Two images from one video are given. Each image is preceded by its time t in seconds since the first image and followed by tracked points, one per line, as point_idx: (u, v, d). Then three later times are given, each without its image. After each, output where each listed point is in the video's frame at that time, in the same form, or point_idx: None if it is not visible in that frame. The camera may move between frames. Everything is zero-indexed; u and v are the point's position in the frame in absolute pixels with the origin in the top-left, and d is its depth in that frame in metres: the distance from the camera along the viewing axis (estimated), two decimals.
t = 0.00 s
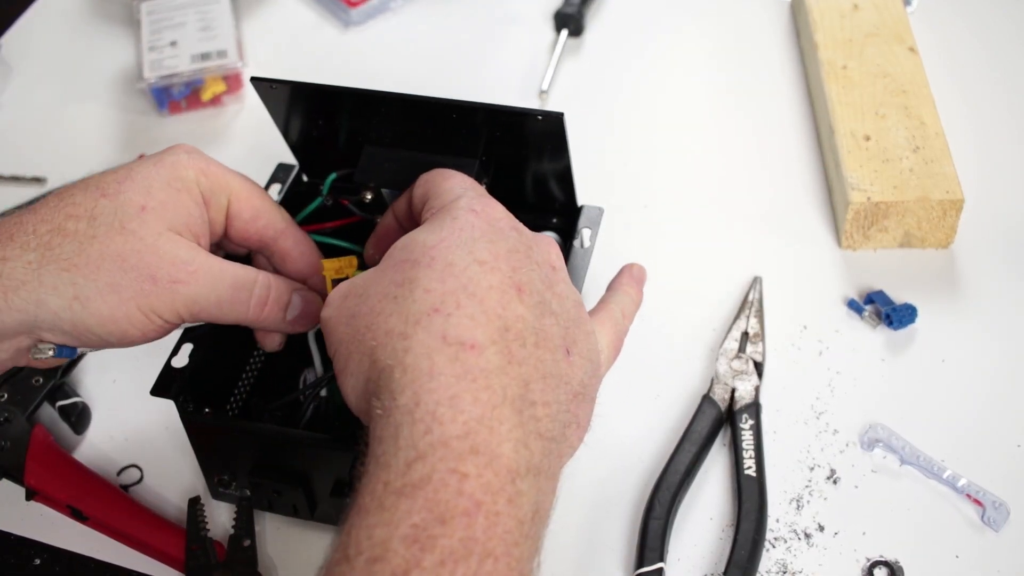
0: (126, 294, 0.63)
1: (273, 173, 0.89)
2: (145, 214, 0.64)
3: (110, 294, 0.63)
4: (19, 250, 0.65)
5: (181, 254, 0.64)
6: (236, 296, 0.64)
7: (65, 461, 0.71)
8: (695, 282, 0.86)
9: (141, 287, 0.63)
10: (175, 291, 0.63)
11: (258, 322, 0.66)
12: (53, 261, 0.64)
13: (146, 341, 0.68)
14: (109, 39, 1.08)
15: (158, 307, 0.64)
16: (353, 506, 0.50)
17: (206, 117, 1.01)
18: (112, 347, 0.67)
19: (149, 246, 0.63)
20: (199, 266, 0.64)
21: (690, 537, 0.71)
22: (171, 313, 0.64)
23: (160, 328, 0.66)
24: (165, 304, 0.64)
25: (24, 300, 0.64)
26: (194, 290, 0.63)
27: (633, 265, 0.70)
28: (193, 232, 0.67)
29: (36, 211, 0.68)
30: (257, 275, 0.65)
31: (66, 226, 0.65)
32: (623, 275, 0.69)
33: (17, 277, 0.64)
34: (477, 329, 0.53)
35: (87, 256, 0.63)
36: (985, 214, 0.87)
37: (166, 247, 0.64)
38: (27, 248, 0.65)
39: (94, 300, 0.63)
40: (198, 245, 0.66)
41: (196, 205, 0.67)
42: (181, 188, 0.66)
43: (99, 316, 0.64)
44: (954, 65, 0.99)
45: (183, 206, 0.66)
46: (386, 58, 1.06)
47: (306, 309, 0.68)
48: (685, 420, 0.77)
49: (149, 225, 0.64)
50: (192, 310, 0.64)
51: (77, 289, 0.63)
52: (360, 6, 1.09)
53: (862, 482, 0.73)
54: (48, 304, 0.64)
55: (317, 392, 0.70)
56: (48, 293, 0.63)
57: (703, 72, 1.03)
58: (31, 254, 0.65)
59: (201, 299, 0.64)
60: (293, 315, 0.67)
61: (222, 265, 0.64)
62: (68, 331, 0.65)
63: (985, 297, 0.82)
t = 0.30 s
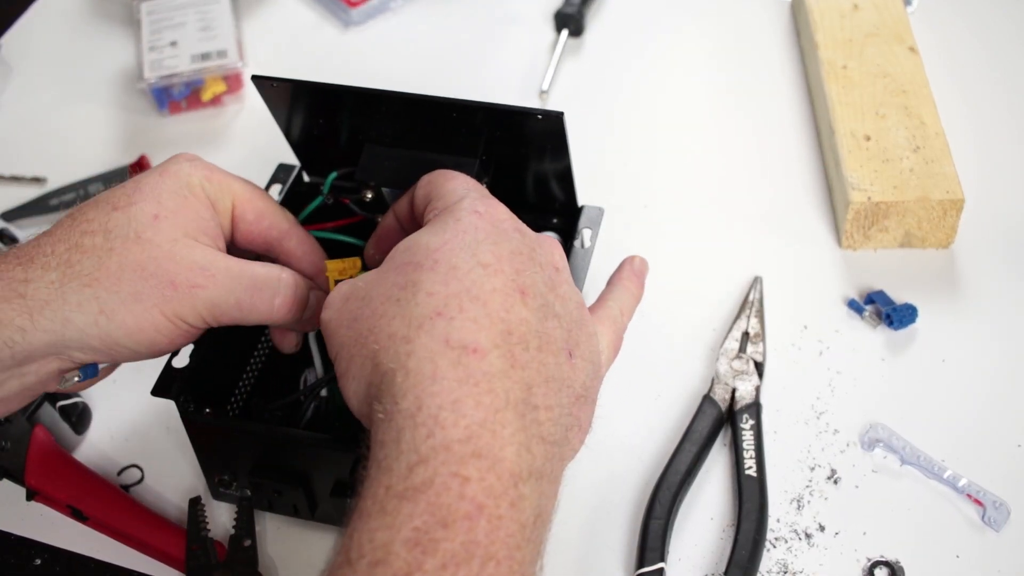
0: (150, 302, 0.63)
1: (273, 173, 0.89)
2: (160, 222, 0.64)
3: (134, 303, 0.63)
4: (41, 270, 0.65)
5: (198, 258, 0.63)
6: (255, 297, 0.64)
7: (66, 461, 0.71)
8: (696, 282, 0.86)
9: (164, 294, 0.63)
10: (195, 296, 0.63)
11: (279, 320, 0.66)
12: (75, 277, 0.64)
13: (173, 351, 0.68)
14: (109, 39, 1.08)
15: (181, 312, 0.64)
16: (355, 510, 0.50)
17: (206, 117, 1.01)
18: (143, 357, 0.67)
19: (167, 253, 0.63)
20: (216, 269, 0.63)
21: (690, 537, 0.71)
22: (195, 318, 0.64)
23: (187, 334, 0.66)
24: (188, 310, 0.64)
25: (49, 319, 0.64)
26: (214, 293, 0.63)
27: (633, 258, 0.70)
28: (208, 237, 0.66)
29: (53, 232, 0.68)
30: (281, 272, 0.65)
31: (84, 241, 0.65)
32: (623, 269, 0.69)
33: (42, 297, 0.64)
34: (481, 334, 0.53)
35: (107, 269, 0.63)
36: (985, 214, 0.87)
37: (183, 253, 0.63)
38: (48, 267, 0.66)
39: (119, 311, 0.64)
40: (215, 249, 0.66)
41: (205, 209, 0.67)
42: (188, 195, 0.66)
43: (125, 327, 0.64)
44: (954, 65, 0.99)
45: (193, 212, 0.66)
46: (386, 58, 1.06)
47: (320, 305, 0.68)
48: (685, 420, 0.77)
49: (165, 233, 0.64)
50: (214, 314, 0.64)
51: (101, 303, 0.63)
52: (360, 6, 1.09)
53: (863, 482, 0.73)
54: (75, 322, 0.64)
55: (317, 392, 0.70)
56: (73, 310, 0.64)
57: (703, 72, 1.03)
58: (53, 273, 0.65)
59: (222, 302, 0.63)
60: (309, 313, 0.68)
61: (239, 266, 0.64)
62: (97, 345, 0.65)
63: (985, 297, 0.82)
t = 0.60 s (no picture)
0: (153, 289, 0.63)
1: (273, 173, 0.89)
2: (161, 212, 0.64)
3: (137, 290, 0.63)
4: (44, 261, 0.65)
5: (200, 246, 0.64)
6: (256, 287, 0.64)
7: (66, 461, 0.71)
8: (696, 281, 0.86)
9: (166, 281, 0.63)
10: (197, 282, 0.63)
11: (282, 312, 0.66)
12: (76, 267, 0.64)
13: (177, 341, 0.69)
14: (109, 39, 1.08)
15: (184, 299, 0.64)
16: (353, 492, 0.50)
17: (206, 117, 1.01)
18: (146, 346, 0.67)
19: (168, 243, 0.63)
20: (217, 258, 0.64)
21: (690, 537, 0.71)
22: (198, 306, 0.64)
23: (190, 322, 0.66)
24: (191, 297, 0.64)
25: (53, 309, 0.64)
26: (217, 279, 0.63)
27: (626, 244, 0.70)
28: (209, 228, 0.66)
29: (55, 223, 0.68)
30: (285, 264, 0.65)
31: (87, 231, 0.65)
32: (618, 257, 0.69)
33: (45, 286, 0.64)
34: (479, 315, 0.53)
35: (108, 258, 0.63)
36: (985, 214, 0.87)
37: (184, 242, 0.64)
38: (51, 258, 0.65)
39: (122, 298, 0.64)
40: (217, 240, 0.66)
41: (206, 202, 0.67)
42: (189, 188, 0.66)
43: (128, 315, 0.64)
44: (954, 65, 0.99)
45: (195, 204, 0.66)
46: (386, 58, 1.06)
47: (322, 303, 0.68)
48: (685, 420, 0.77)
49: (166, 222, 0.64)
50: (217, 302, 0.64)
51: (104, 291, 0.64)
52: (360, 6, 1.09)
53: (863, 482, 0.73)
54: (78, 311, 0.64)
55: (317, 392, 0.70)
56: (77, 299, 0.64)
57: (703, 72, 1.03)
58: (56, 263, 0.65)
59: (225, 289, 0.64)
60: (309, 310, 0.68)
61: (241, 256, 0.64)
62: (102, 335, 0.65)
63: (985, 297, 0.82)
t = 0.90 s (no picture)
0: (144, 289, 0.63)
1: (273, 173, 0.89)
2: (156, 211, 0.64)
3: (128, 288, 0.63)
4: (37, 255, 0.65)
5: (195, 247, 0.64)
6: (249, 288, 0.64)
7: (65, 461, 0.71)
8: (697, 281, 0.86)
9: (157, 280, 0.63)
10: (190, 282, 0.63)
11: (276, 312, 0.65)
12: (68, 263, 0.64)
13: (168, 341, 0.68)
14: (109, 39, 1.08)
15: (176, 299, 0.64)
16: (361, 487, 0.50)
17: (206, 117, 1.01)
18: (135, 345, 0.67)
19: (162, 242, 0.63)
20: (211, 258, 0.64)
21: (691, 537, 0.71)
22: (190, 305, 0.64)
23: (181, 322, 0.66)
24: (183, 297, 0.64)
25: (44, 303, 0.64)
26: (210, 279, 0.63)
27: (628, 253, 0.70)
28: (205, 229, 0.66)
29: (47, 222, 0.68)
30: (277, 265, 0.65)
31: (80, 228, 0.65)
32: (619, 265, 0.69)
33: (36, 281, 0.64)
34: (485, 312, 0.53)
35: (101, 255, 0.63)
36: (985, 214, 0.87)
37: (178, 241, 0.64)
38: (44, 252, 0.66)
39: (114, 295, 0.63)
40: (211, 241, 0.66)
41: (204, 203, 0.67)
42: (187, 189, 0.66)
43: (119, 313, 0.64)
44: (954, 65, 0.99)
45: (192, 204, 0.66)
46: (387, 58, 1.06)
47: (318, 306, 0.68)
48: (686, 419, 0.77)
49: (161, 222, 0.64)
50: (210, 301, 0.64)
51: (95, 287, 0.63)
52: (360, 6, 1.09)
53: (863, 482, 0.73)
54: (69, 306, 0.64)
55: (317, 392, 0.70)
56: (67, 294, 0.64)
57: (703, 72, 1.03)
58: (49, 258, 0.65)
59: (218, 289, 0.63)
60: (305, 312, 0.68)
61: (234, 257, 0.64)
62: (94, 332, 0.65)
63: (985, 297, 0.82)
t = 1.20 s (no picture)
0: (139, 303, 0.63)
1: (273, 173, 0.89)
2: (150, 224, 0.64)
3: (123, 304, 0.63)
4: (31, 271, 0.66)
5: (189, 259, 0.64)
6: (244, 299, 0.64)
7: (65, 462, 0.71)
8: (696, 283, 0.86)
9: (152, 295, 0.63)
10: (186, 296, 0.63)
11: (272, 322, 0.66)
12: (64, 279, 0.64)
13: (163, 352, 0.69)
14: (109, 39, 1.08)
15: (171, 313, 0.64)
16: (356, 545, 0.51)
17: (206, 117, 1.01)
18: (130, 359, 0.68)
19: (155, 256, 0.63)
20: (204, 270, 0.64)
21: (690, 537, 0.71)
22: (185, 319, 0.64)
23: (176, 336, 0.66)
24: (179, 311, 0.64)
25: (38, 320, 0.64)
26: (205, 292, 0.63)
27: (611, 255, 0.76)
28: (199, 238, 0.66)
29: (43, 236, 0.68)
30: (272, 274, 0.65)
31: (75, 242, 0.65)
32: (603, 265, 0.74)
33: (31, 298, 0.65)
34: (473, 356, 0.53)
35: (95, 271, 0.64)
36: (985, 214, 0.87)
37: (172, 255, 0.64)
38: (38, 268, 0.66)
39: (108, 312, 0.64)
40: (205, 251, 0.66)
41: (198, 211, 0.67)
42: (181, 197, 0.66)
43: (113, 328, 0.64)
44: (954, 65, 0.99)
45: (186, 214, 0.66)
46: (387, 58, 1.06)
47: (316, 310, 0.68)
48: (686, 419, 0.77)
49: (155, 234, 0.64)
50: (205, 314, 0.64)
51: (89, 304, 0.64)
52: (360, 6, 1.09)
53: (862, 482, 0.73)
54: (64, 322, 0.64)
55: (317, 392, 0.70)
56: (62, 311, 0.64)
57: (703, 72, 1.03)
58: (43, 274, 0.65)
59: (213, 301, 0.63)
60: (303, 316, 0.68)
61: (227, 271, 0.64)
62: (88, 347, 0.65)
63: (985, 297, 0.82)
